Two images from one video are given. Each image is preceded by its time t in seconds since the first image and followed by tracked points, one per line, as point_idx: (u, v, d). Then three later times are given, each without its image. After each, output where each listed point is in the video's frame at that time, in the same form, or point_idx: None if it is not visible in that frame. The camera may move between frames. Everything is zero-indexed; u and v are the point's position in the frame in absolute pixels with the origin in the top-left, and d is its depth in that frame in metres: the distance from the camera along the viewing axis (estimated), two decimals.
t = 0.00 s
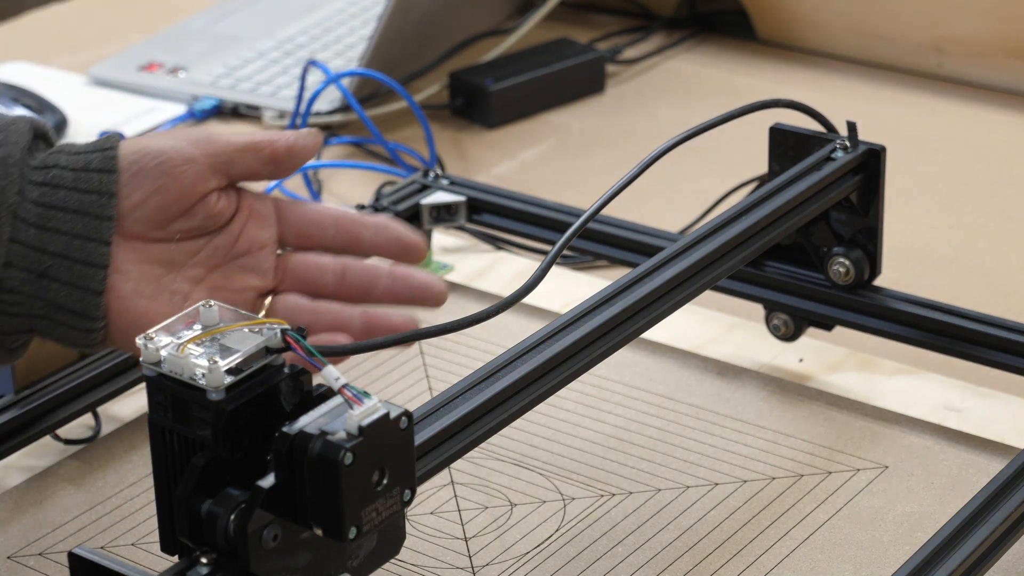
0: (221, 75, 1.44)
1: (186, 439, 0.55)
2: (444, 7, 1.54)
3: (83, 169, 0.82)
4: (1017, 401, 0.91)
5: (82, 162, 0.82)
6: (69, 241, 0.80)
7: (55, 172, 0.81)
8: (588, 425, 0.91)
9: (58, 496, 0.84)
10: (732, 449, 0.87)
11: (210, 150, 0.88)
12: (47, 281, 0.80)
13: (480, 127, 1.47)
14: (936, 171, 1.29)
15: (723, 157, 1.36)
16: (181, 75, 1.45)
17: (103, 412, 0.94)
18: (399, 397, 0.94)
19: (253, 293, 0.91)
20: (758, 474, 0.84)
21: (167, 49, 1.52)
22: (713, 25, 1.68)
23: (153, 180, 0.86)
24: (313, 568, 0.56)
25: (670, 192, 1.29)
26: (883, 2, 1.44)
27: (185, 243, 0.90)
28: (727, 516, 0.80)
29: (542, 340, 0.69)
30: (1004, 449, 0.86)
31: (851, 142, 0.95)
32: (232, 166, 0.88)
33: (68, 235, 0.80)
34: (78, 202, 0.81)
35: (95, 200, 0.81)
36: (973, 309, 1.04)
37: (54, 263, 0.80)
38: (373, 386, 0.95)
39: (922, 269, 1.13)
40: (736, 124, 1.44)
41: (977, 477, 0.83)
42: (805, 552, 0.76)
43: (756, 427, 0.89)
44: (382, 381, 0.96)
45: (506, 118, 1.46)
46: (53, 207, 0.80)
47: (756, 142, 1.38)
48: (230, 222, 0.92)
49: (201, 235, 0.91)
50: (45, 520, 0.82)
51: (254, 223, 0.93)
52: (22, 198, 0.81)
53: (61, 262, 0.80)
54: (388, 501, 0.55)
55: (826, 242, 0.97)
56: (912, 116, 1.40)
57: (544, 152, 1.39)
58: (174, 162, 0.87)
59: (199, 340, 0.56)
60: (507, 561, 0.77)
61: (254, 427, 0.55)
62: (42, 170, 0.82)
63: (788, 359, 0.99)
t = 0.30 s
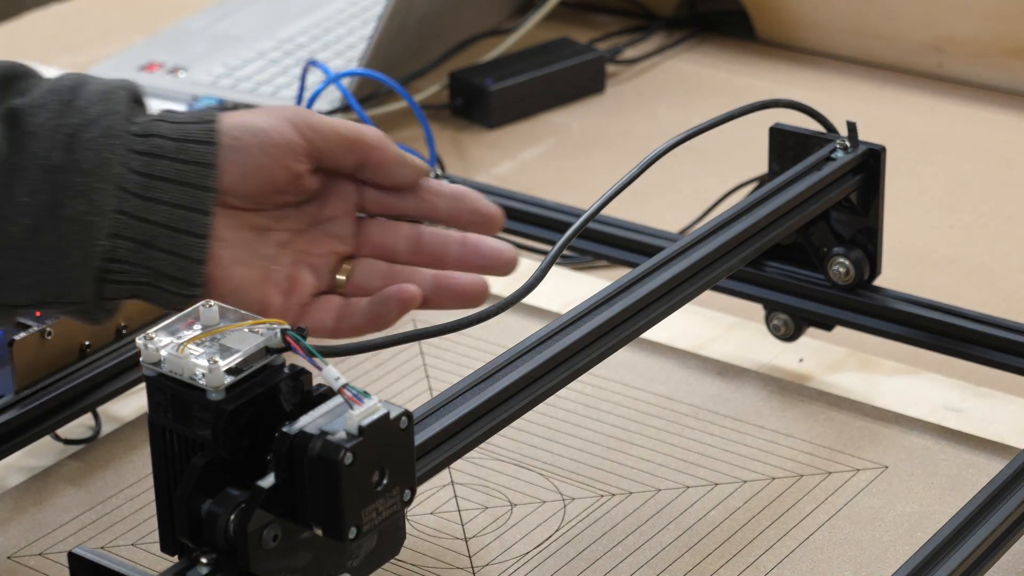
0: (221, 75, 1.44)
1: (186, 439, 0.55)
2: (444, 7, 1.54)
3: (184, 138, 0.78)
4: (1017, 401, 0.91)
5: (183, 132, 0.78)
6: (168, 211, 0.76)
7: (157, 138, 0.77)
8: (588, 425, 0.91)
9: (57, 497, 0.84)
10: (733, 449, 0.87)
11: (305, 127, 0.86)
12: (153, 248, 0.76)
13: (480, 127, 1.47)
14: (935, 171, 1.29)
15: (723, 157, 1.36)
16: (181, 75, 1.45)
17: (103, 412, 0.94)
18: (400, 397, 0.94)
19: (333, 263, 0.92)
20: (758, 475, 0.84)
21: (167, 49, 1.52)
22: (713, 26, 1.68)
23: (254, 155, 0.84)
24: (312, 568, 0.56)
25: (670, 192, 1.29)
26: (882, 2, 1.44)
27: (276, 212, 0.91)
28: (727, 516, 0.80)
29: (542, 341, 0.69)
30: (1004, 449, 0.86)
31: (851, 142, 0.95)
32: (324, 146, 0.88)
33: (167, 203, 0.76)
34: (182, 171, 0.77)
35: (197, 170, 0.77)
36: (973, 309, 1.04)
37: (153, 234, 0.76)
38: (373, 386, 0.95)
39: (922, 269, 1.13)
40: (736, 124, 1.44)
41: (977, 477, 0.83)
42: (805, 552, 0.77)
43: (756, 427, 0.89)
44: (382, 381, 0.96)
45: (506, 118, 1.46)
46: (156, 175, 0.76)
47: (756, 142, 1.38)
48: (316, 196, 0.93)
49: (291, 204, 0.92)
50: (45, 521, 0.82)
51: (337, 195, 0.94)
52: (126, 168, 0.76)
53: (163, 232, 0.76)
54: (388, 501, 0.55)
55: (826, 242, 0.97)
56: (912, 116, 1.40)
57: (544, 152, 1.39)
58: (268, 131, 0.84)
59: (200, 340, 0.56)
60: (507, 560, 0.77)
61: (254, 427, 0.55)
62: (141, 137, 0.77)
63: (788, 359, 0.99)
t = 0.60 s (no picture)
0: (221, 75, 1.44)
1: (186, 439, 0.55)
2: (444, 7, 1.54)
3: (245, 114, 0.62)
4: (1017, 401, 0.91)
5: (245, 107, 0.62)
6: (237, 189, 0.60)
7: (223, 114, 0.61)
8: (588, 425, 0.91)
9: (58, 497, 0.84)
10: (733, 449, 0.87)
11: (335, 98, 0.67)
12: (218, 230, 0.60)
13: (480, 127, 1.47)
14: (935, 171, 1.29)
15: (723, 157, 1.36)
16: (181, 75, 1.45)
17: (103, 413, 0.94)
18: (400, 397, 0.94)
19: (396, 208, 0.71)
20: (758, 475, 0.84)
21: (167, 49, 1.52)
22: (713, 26, 1.68)
23: (309, 145, 0.67)
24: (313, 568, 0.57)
25: (670, 193, 1.29)
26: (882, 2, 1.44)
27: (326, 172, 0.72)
28: (726, 516, 0.80)
29: (542, 340, 0.69)
30: (1004, 449, 0.86)
31: (852, 142, 0.95)
32: (353, 101, 0.67)
33: (236, 182, 0.60)
34: (246, 147, 0.61)
35: (260, 147, 0.61)
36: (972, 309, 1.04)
37: (230, 223, 0.61)
38: (373, 386, 0.95)
39: (922, 269, 1.13)
40: (736, 124, 1.44)
41: (977, 477, 0.83)
42: (805, 552, 0.77)
43: (756, 427, 0.89)
44: (382, 381, 0.95)
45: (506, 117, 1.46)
46: (219, 155, 0.60)
47: (757, 142, 1.38)
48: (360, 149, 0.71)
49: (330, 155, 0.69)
50: (45, 520, 0.82)
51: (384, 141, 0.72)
52: (187, 150, 0.60)
53: (231, 210, 0.60)
54: (388, 500, 0.55)
55: (826, 242, 0.97)
56: (911, 116, 1.40)
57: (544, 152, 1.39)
58: (302, 108, 0.66)
59: (200, 340, 0.56)
60: (508, 560, 0.77)
61: (254, 427, 0.55)
62: (206, 115, 0.61)
63: (788, 359, 0.99)
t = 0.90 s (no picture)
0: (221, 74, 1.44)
1: (187, 440, 0.55)
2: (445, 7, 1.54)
3: (135, 89, 0.62)
4: (1017, 401, 0.91)
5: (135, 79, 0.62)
6: (146, 161, 0.63)
7: (117, 110, 0.62)
8: (588, 425, 0.91)
9: (57, 496, 0.84)
10: (732, 449, 0.87)
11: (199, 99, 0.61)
12: (152, 195, 0.65)
13: (480, 127, 1.47)
14: (935, 171, 1.29)
15: (723, 157, 1.36)
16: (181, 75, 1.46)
17: (103, 412, 0.94)
18: (399, 397, 0.94)
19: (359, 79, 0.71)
20: (758, 475, 0.84)
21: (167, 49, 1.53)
22: (713, 26, 1.68)
23: (205, 141, 0.63)
24: (313, 568, 0.57)
25: (670, 193, 1.29)
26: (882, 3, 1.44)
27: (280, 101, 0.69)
28: (727, 516, 0.80)
29: (542, 340, 0.69)
30: (1004, 449, 0.86)
31: (851, 142, 0.95)
32: (235, 98, 0.60)
33: (142, 156, 0.63)
34: (147, 145, 0.63)
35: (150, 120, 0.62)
36: (972, 309, 1.04)
37: (156, 206, 0.65)
38: (373, 386, 0.95)
39: (922, 269, 1.13)
40: (736, 124, 1.44)
41: (977, 477, 0.83)
42: (806, 552, 0.77)
43: (756, 427, 0.89)
44: (382, 381, 0.95)
45: (506, 118, 1.46)
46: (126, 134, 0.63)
47: (756, 142, 1.38)
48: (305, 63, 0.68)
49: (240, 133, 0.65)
50: (45, 520, 0.82)
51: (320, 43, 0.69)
52: (92, 129, 0.63)
53: (152, 178, 0.64)
54: (388, 501, 0.55)
55: (826, 242, 0.97)
56: (911, 116, 1.40)
57: (545, 152, 1.39)
58: (184, 113, 0.62)
59: (200, 340, 0.56)
60: (508, 560, 0.77)
61: (254, 427, 0.55)
62: (103, 113, 0.63)
63: (788, 359, 0.99)
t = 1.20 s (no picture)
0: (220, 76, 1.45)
1: (187, 439, 0.55)
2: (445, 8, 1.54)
3: (154, 47, 0.60)
4: (1017, 402, 0.91)
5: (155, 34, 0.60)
6: (172, 119, 0.61)
7: (140, 69, 0.60)
8: (588, 425, 0.91)
9: (57, 497, 0.84)
10: (733, 449, 0.87)
11: (212, 64, 0.59)
12: (177, 151, 0.63)
13: (480, 127, 1.47)
14: (935, 171, 1.29)
15: (723, 157, 1.36)
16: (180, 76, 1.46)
17: (103, 412, 0.94)
18: (399, 397, 0.94)
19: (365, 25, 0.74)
20: (758, 474, 0.84)
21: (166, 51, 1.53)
22: (713, 26, 1.68)
23: (227, 106, 0.62)
24: (313, 568, 0.57)
25: (670, 193, 1.29)
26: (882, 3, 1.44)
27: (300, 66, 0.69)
28: (726, 516, 0.80)
29: (542, 340, 0.69)
30: (1004, 449, 0.86)
31: (852, 142, 0.95)
32: (250, 70, 0.59)
33: (166, 115, 0.61)
34: (171, 104, 0.61)
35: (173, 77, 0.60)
36: (972, 309, 1.04)
37: (185, 163, 0.64)
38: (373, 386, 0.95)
39: (922, 270, 1.13)
40: (736, 124, 1.44)
41: (977, 477, 0.83)
42: (806, 552, 0.77)
43: (757, 427, 0.89)
44: (382, 381, 0.95)
45: (506, 118, 1.46)
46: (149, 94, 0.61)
47: (756, 142, 1.38)
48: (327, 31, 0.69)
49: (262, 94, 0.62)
50: (44, 521, 0.82)
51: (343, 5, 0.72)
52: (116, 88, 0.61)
53: (179, 136, 0.62)
54: (388, 501, 0.55)
55: (826, 242, 0.97)
56: (911, 116, 1.40)
57: (545, 152, 1.39)
58: (206, 84, 0.60)
59: (200, 340, 0.56)
60: (508, 560, 0.77)
61: (254, 427, 0.55)
62: (126, 73, 0.61)
63: (788, 359, 0.99)
